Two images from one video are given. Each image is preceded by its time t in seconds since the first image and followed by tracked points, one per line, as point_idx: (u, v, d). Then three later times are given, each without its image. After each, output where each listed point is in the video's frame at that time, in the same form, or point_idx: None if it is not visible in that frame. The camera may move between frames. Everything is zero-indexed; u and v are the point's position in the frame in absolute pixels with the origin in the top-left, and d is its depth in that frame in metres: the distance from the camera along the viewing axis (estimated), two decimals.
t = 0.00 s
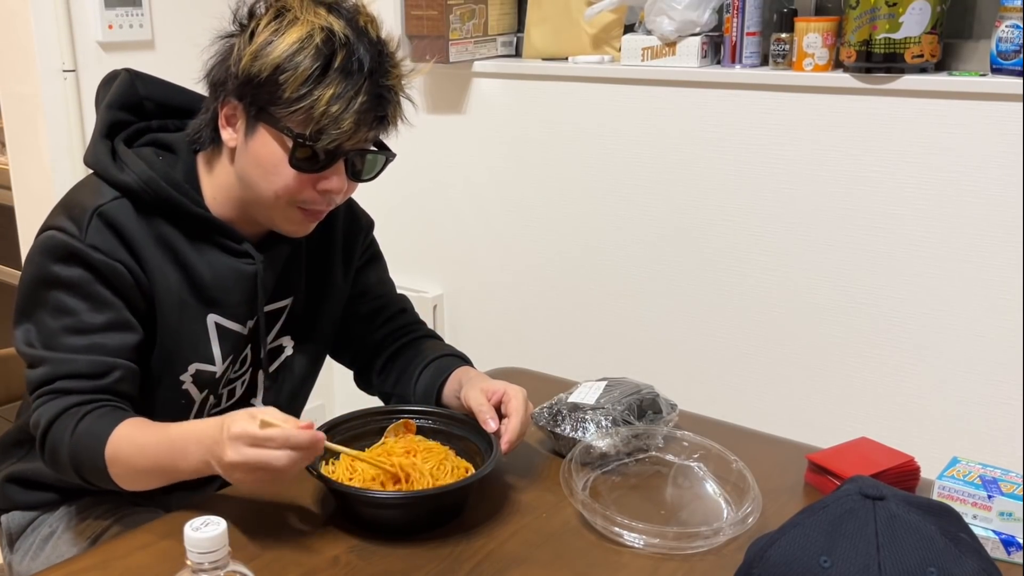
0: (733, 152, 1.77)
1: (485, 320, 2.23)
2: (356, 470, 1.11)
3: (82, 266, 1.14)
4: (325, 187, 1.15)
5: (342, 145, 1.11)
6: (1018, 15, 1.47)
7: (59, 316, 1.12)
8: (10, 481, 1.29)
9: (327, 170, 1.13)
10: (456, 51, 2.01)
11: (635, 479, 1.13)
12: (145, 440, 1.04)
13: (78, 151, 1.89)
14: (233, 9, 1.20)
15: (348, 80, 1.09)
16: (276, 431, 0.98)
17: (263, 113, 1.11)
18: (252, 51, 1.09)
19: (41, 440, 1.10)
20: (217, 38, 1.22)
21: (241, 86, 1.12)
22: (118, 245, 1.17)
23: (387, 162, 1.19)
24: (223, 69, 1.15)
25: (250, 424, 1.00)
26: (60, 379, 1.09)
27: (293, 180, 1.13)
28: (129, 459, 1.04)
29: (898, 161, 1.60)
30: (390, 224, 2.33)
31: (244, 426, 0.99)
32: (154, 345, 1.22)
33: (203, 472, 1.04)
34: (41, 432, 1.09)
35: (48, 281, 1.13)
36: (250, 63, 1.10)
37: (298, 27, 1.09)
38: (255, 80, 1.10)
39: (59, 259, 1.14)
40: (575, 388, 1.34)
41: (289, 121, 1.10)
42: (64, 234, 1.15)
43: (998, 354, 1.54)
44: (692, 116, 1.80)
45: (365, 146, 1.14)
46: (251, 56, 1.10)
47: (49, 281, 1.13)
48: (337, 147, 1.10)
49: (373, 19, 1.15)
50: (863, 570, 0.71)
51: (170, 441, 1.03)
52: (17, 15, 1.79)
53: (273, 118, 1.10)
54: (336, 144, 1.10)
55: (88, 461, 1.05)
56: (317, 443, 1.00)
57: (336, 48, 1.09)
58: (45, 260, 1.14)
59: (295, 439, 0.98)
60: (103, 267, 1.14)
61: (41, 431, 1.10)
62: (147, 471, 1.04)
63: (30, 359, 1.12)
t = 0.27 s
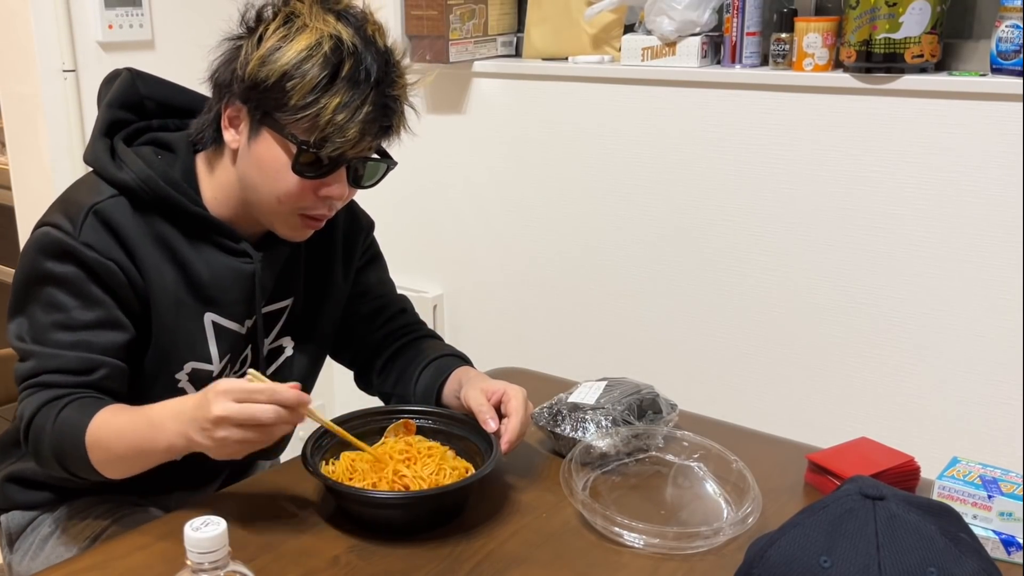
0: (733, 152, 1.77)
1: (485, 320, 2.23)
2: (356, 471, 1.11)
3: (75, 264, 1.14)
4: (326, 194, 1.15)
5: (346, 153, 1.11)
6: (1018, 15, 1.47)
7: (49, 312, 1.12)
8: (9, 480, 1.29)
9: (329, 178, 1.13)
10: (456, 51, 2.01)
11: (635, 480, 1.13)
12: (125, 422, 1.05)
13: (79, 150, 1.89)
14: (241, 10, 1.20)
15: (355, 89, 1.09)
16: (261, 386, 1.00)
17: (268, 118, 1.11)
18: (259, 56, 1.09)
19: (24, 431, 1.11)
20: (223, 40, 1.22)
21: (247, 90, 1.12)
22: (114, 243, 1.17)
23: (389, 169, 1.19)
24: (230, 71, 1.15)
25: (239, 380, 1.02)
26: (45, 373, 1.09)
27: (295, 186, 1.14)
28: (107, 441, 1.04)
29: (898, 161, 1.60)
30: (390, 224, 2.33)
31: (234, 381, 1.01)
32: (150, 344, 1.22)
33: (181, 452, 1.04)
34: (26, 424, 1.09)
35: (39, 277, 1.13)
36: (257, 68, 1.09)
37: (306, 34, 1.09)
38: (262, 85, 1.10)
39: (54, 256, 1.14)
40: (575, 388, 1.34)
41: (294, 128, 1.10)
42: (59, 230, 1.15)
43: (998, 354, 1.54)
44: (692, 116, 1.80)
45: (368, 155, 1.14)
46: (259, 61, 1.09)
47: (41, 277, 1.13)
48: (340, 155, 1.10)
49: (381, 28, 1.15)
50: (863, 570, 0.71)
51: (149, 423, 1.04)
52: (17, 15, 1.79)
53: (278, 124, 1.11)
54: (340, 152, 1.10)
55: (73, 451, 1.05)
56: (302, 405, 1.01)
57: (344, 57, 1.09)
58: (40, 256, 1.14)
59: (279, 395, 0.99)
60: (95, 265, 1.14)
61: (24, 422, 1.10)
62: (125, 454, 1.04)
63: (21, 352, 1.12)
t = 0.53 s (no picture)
0: (733, 152, 1.77)
1: (485, 320, 2.23)
2: (356, 472, 1.11)
3: (77, 261, 1.14)
4: (326, 191, 1.15)
5: (346, 150, 1.11)
6: (1018, 15, 1.47)
7: (52, 311, 1.12)
8: (9, 481, 1.29)
9: (329, 175, 1.13)
10: (456, 51, 2.01)
11: (635, 479, 1.13)
12: (131, 422, 1.05)
13: (79, 151, 1.90)
14: (240, 9, 1.20)
15: (355, 86, 1.09)
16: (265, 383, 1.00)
17: (269, 115, 1.11)
18: (260, 53, 1.09)
19: (29, 431, 1.10)
20: (222, 39, 1.22)
21: (247, 87, 1.12)
22: (115, 241, 1.17)
23: (389, 166, 1.19)
24: (229, 69, 1.15)
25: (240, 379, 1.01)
26: (51, 373, 1.09)
27: (294, 183, 1.14)
28: (113, 439, 1.04)
29: (897, 161, 1.60)
30: (390, 224, 2.33)
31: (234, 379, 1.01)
32: (150, 342, 1.22)
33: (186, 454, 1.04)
34: (31, 424, 1.09)
35: (41, 276, 1.13)
36: (257, 65, 1.09)
37: (306, 31, 1.09)
38: (262, 82, 1.10)
39: (55, 254, 1.14)
40: (575, 388, 1.34)
41: (294, 125, 1.10)
42: (61, 229, 1.15)
43: (998, 355, 1.54)
44: (692, 116, 1.80)
45: (369, 152, 1.14)
46: (258, 59, 1.09)
47: (43, 276, 1.13)
48: (340, 152, 1.11)
49: (380, 26, 1.15)
50: (863, 570, 0.71)
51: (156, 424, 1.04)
52: (18, 16, 1.79)
53: (278, 121, 1.11)
54: (341, 149, 1.10)
55: (76, 451, 1.05)
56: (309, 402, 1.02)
57: (344, 54, 1.09)
58: (41, 254, 1.14)
59: (285, 393, 1.00)
60: (97, 262, 1.14)
61: (29, 423, 1.09)
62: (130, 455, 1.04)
63: (23, 352, 1.12)
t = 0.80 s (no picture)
0: (733, 152, 1.77)
1: (485, 320, 2.23)
2: (356, 473, 1.11)
3: (78, 262, 1.14)
4: (325, 191, 1.15)
5: (344, 150, 1.11)
6: (1018, 15, 1.47)
7: (53, 311, 1.12)
8: (9, 481, 1.29)
9: (327, 175, 1.13)
10: (456, 51, 2.01)
11: (635, 479, 1.13)
12: (141, 435, 1.04)
13: (79, 150, 1.89)
14: (238, 10, 1.20)
15: (352, 86, 1.09)
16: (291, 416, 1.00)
17: (266, 115, 1.11)
18: (257, 54, 1.09)
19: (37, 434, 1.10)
20: (221, 39, 1.22)
21: (245, 88, 1.12)
22: (115, 241, 1.17)
23: (388, 166, 1.19)
24: (227, 70, 1.15)
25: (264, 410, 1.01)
26: (56, 374, 1.09)
27: (293, 183, 1.14)
28: (123, 450, 1.04)
29: (897, 161, 1.60)
30: (390, 224, 2.33)
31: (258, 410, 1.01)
32: (151, 342, 1.22)
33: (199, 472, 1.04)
34: (38, 428, 1.09)
35: (42, 275, 1.13)
36: (255, 66, 1.09)
37: (303, 31, 1.09)
38: (260, 82, 1.10)
39: (56, 255, 1.14)
40: (575, 388, 1.34)
41: (292, 125, 1.10)
42: (61, 229, 1.15)
43: (998, 354, 1.54)
44: (692, 116, 1.80)
45: (367, 151, 1.14)
46: (256, 59, 1.09)
47: (44, 276, 1.13)
48: (338, 152, 1.11)
49: (378, 25, 1.15)
50: (863, 570, 0.71)
51: (169, 439, 1.03)
52: (18, 16, 1.79)
53: (276, 121, 1.10)
54: (338, 149, 1.10)
55: (84, 455, 1.05)
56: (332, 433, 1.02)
57: (341, 54, 1.09)
58: (42, 255, 1.14)
59: (310, 425, 0.99)
60: (98, 263, 1.14)
61: (36, 425, 1.09)
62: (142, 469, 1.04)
63: (25, 353, 1.12)
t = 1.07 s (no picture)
0: (733, 152, 1.77)
1: (485, 320, 2.23)
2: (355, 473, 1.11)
3: (81, 262, 1.14)
4: (327, 192, 1.15)
5: (346, 151, 1.11)
6: (1018, 15, 1.47)
7: (58, 313, 1.12)
8: (9, 481, 1.29)
9: (330, 175, 1.13)
10: (456, 51, 2.01)
11: (635, 479, 1.13)
12: (151, 445, 1.04)
13: (79, 150, 1.90)
14: (240, 10, 1.20)
15: (355, 86, 1.09)
16: (283, 450, 0.97)
17: (269, 116, 1.11)
18: (260, 54, 1.09)
19: (47, 437, 1.10)
20: (222, 39, 1.21)
21: (247, 88, 1.12)
22: (117, 241, 1.17)
23: (389, 166, 1.19)
24: (229, 70, 1.15)
25: (257, 445, 0.99)
26: (64, 376, 1.09)
27: (295, 184, 1.14)
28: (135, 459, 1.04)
29: (897, 161, 1.60)
30: (390, 224, 2.33)
31: (251, 449, 0.99)
32: (152, 343, 1.22)
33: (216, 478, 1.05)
34: (47, 431, 1.09)
35: (46, 277, 1.13)
36: (257, 66, 1.09)
37: (306, 32, 1.09)
38: (262, 83, 1.10)
39: (59, 256, 1.14)
40: (575, 388, 1.34)
41: (295, 126, 1.10)
42: (63, 229, 1.15)
43: (998, 354, 1.54)
44: (692, 116, 1.80)
45: (369, 152, 1.14)
46: (259, 60, 1.09)
47: (47, 277, 1.13)
48: (341, 153, 1.11)
49: (380, 26, 1.15)
50: (863, 570, 0.71)
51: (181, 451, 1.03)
52: (18, 16, 1.79)
53: (278, 121, 1.10)
54: (341, 150, 1.10)
55: (94, 458, 1.06)
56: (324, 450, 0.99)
57: (344, 54, 1.09)
58: (45, 256, 1.14)
59: (296, 453, 0.97)
60: (102, 263, 1.14)
61: (46, 429, 1.09)
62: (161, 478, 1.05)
63: (30, 356, 1.12)
